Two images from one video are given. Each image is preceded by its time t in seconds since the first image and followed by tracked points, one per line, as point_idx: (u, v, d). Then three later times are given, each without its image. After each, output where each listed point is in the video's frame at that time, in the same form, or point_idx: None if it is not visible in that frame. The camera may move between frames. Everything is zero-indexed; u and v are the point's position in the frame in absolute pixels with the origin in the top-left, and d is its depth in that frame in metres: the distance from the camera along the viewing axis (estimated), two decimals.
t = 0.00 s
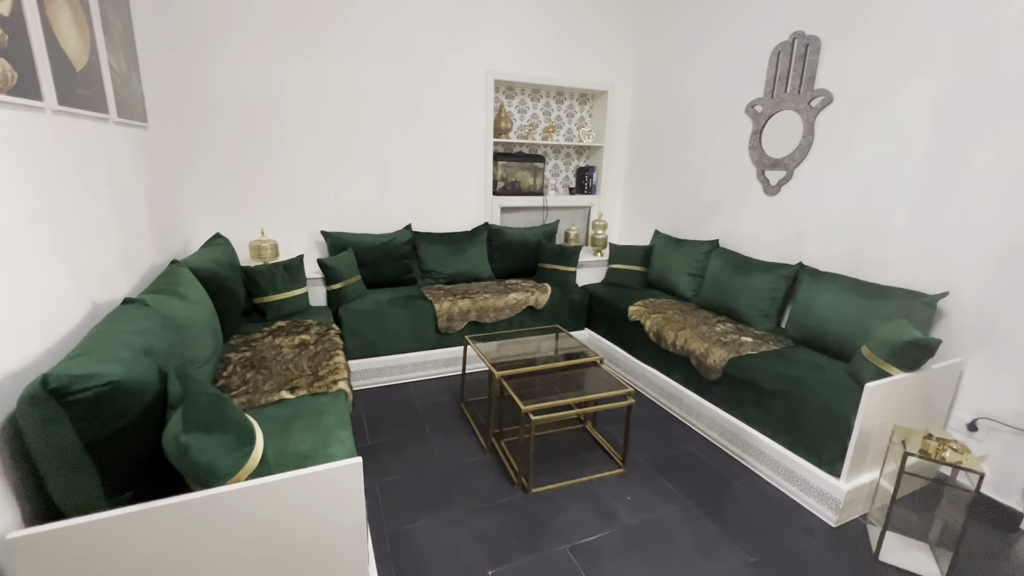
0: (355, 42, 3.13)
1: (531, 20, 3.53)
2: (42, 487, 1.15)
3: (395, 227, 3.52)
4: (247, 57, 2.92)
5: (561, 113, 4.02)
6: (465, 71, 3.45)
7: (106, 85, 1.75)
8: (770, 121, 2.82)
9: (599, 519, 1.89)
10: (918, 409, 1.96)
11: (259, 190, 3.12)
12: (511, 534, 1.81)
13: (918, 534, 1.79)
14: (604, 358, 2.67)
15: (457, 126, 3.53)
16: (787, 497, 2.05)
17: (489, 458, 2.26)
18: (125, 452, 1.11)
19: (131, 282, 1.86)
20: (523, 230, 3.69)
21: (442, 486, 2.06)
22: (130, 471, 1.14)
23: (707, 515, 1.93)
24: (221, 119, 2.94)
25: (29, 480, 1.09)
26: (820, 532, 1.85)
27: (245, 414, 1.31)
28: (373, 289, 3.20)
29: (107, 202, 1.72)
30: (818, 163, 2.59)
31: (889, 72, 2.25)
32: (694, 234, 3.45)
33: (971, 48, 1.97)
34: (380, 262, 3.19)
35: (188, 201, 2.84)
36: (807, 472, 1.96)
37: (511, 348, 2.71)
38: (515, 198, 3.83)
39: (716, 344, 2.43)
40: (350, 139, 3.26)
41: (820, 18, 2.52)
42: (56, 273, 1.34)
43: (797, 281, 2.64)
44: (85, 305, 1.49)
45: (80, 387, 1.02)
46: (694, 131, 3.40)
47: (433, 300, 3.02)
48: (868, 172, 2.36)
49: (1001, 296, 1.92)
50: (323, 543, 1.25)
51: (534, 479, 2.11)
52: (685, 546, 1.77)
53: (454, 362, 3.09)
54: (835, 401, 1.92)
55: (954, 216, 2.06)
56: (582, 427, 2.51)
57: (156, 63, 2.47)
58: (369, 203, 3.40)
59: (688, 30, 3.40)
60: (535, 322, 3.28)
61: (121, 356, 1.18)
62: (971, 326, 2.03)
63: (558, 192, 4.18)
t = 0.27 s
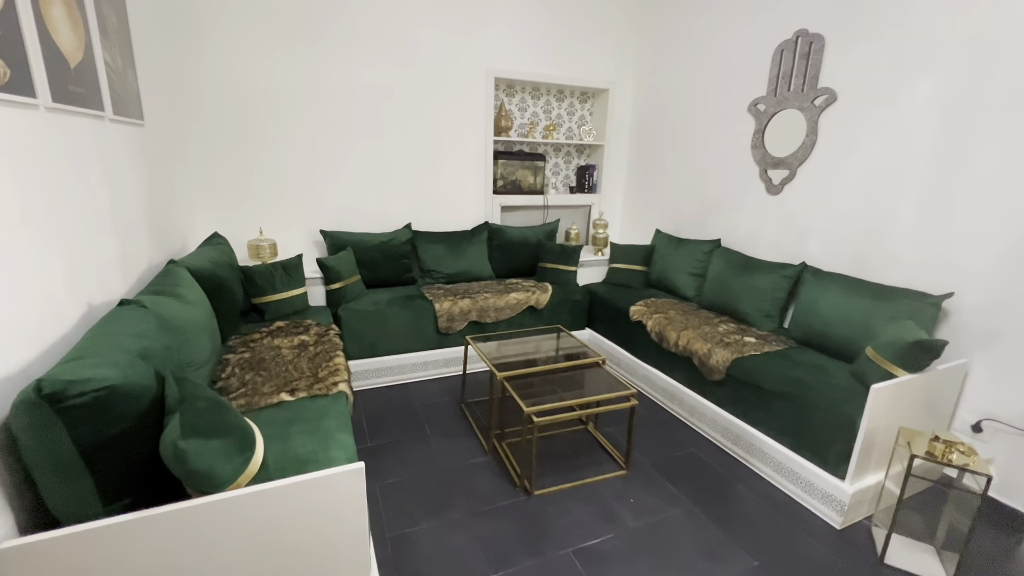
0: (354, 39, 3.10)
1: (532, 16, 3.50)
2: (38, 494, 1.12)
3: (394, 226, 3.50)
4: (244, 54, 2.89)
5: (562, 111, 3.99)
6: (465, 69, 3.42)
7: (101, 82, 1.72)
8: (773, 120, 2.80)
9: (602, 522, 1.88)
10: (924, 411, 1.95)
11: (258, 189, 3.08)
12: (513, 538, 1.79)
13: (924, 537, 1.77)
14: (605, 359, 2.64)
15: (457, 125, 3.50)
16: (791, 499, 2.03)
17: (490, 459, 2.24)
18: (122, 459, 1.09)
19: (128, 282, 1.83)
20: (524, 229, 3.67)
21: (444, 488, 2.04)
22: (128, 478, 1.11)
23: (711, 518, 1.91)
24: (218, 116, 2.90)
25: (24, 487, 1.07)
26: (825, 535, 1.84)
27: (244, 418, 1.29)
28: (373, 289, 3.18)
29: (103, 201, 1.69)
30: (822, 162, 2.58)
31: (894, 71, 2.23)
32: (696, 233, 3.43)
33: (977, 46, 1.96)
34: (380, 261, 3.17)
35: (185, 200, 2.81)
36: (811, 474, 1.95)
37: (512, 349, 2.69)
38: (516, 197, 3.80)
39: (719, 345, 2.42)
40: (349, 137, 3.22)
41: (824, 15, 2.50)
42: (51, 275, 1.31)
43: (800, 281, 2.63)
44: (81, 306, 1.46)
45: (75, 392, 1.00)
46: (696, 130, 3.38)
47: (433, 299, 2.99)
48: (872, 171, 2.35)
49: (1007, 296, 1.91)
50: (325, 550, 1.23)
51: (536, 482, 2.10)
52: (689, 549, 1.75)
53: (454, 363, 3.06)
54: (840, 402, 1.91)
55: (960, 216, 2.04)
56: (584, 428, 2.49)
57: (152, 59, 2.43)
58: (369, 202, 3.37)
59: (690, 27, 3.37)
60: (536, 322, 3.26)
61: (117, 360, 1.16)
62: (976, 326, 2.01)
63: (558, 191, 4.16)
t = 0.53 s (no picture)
0: (353, 34, 3.06)
1: (533, 11, 3.47)
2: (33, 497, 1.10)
3: (394, 224, 3.47)
4: (242, 48, 2.85)
5: (562, 107, 3.97)
6: (466, 64, 3.39)
7: (96, 76, 1.69)
8: (777, 116, 2.78)
9: (606, 521, 1.86)
10: (929, 409, 1.94)
11: (256, 185, 3.05)
12: (516, 538, 1.77)
13: (929, 536, 1.76)
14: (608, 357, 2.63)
15: (457, 121, 3.47)
16: (795, 497, 2.02)
17: (492, 458, 2.22)
18: (120, 461, 1.07)
19: (125, 280, 1.80)
20: (524, 226, 3.64)
21: (446, 488, 2.02)
22: (126, 480, 1.09)
23: (715, 517, 1.90)
24: (216, 112, 2.87)
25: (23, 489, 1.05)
26: (829, 534, 1.83)
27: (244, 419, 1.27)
28: (373, 287, 3.15)
29: (99, 198, 1.66)
30: (825, 158, 2.56)
31: (899, 66, 2.21)
32: (697, 231, 3.42)
33: (984, 41, 1.94)
34: (379, 258, 3.14)
35: (183, 197, 2.78)
36: (816, 473, 1.94)
37: (513, 347, 2.67)
38: (516, 193, 3.78)
39: (722, 342, 2.40)
40: (348, 133, 3.19)
41: (829, 10, 2.47)
42: (46, 273, 1.28)
43: (803, 278, 2.61)
44: (76, 305, 1.43)
45: (71, 394, 0.97)
46: (698, 126, 3.36)
47: (434, 297, 2.97)
48: (877, 168, 2.33)
49: (1013, 294, 1.90)
50: (327, 553, 1.21)
51: (539, 481, 2.08)
52: (694, 549, 1.74)
53: (455, 361, 3.05)
54: (845, 401, 1.90)
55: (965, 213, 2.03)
56: (586, 427, 2.48)
57: (148, 53, 2.40)
58: (368, 198, 3.34)
59: (693, 23, 3.35)
60: (537, 320, 3.24)
61: (114, 360, 1.13)
62: (981, 324, 2.00)
63: (559, 187, 4.13)
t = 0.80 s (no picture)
0: (353, 30, 3.04)
1: (534, 7, 3.44)
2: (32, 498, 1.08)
3: (394, 221, 3.45)
4: (240, 44, 2.82)
5: (563, 104, 3.94)
6: (466, 61, 3.36)
7: (93, 71, 1.67)
8: (779, 113, 2.77)
9: (609, 520, 1.85)
10: (933, 407, 1.93)
11: (255, 182, 3.03)
12: (519, 537, 1.76)
13: (934, 534, 1.76)
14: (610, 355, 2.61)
15: (458, 117, 3.45)
16: (798, 496, 2.02)
17: (494, 457, 2.21)
18: (120, 462, 1.05)
19: (124, 278, 1.79)
20: (525, 224, 3.63)
21: (448, 487, 2.01)
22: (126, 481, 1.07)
23: (719, 515, 1.89)
24: (214, 109, 2.85)
25: (21, 491, 1.03)
26: (833, 532, 1.82)
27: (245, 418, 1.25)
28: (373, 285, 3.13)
29: (97, 195, 1.64)
30: (829, 155, 2.55)
31: (904, 62, 2.20)
32: (699, 228, 3.40)
33: (990, 37, 1.92)
34: (380, 256, 3.12)
35: (182, 195, 2.76)
36: (820, 472, 1.93)
37: (515, 345, 2.66)
38: (517, 191, 3.76)
39: (724, 340, 2.39)
40: (348, 130, 3.17)
41: (833, 6, 2.45)
42: (44, 271, 1.27)
43: (806, 276, 2.60)
44: (74, 304, 1.42)
45: (70, 394, 0.96)
46: (699, 123, 3.34)
47: (434, 295, 2.95)
48: (881, 164, 2.32)
49: (1018, 291, 1.89)
50: (330, 553, 1.20)
51: (541, 480, 2.07)
52: (698, 548, 1.73)
53: (456, 359, 3.03)
54: (850, 399, 1.89)
55: (970, 210, 2.02)
56: (588, 425, 2.47)
57: (146, 49, 2.37)
58: (368, 196, 3.32)
59: (695, 18, 3.32)
60: (538, 318, 3.22)
61: (114, 360, 1.12)
62: (986, 322, 1.99)
63: (560, 185, 4.12)
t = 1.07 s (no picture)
0: (353, 27, 3.02)
1: (535, 4, 3.42)
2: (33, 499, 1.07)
3: (395, 220, 3.44)
4: (240, 42, 2.81)
5: (565, 101, 3.93)
6: (467, 58, 3.35)
7: (93, 68, 1.66)
8: (782, 110, 2.75)
9: (612, 520, 1.85)
10: (937, 406, 1.92)
11: (256, 181, 3.02)
12: (521, 537, 1.75)
13: (938, 534, 1.75)
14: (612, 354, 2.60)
15: (459, 115, 3.43)
16: (801, 495, 2.01)
17: (496, 456, 2.20)
18: (121, 462, 1.05)
19: (124, 277, 1.78)
20: (526, 222, 3.62)
21: (450, 486, 2.01)
22: (127, 481, 1.06)
23: (722, 515, 1.89)
24: (215, 107, 2.84)
25: (23, 490, 1.02)
26: (837, 532, 1.82)
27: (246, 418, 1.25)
28: (374, 284, 3.13)
29: (97, 193, 1.63)
30: (832, 153, 2.53)
31: (909, 58, 2.18)
32: (701, 226, 3.39)
33: (996, 33, 1.91)
34: (381, 255, 3.11)
35: (183, 193, 2.75)
36: (823, 471, 1.92)
37: (516, 343, 2.65)
38: (518, 189, 3.75)
39: (727, 339, 2.38)
40: (349, 128, 3.16)
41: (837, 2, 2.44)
42: (44, 270, 1.26)
43: (809, 274, 2.59)
44: (75, 303, 1.41)
45: (71, 392, 0.95)
46: (702, 121, 3.33)
47: (436, 294, 2.94)
48: (885, 162, 2.31)
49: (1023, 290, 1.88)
50: (333, 554, 1.19)
51: (543, 479, 2.06)
52: (701, 548, 1.72)
53: (457, 358, 3.03)
54: (853, 398, 1.88)
55: (975, 208, 2.00)
56: (590, 424, 2.47)
57: (145, 46, 2.36)
58: (369, 194, 3.31)
59: (697, 16, 3.31)
60: (539, 317, 3.22)
61: (114, 359, 1.11)
62: (991, 320, 1.98)
63: (561, 183, 4.10)
